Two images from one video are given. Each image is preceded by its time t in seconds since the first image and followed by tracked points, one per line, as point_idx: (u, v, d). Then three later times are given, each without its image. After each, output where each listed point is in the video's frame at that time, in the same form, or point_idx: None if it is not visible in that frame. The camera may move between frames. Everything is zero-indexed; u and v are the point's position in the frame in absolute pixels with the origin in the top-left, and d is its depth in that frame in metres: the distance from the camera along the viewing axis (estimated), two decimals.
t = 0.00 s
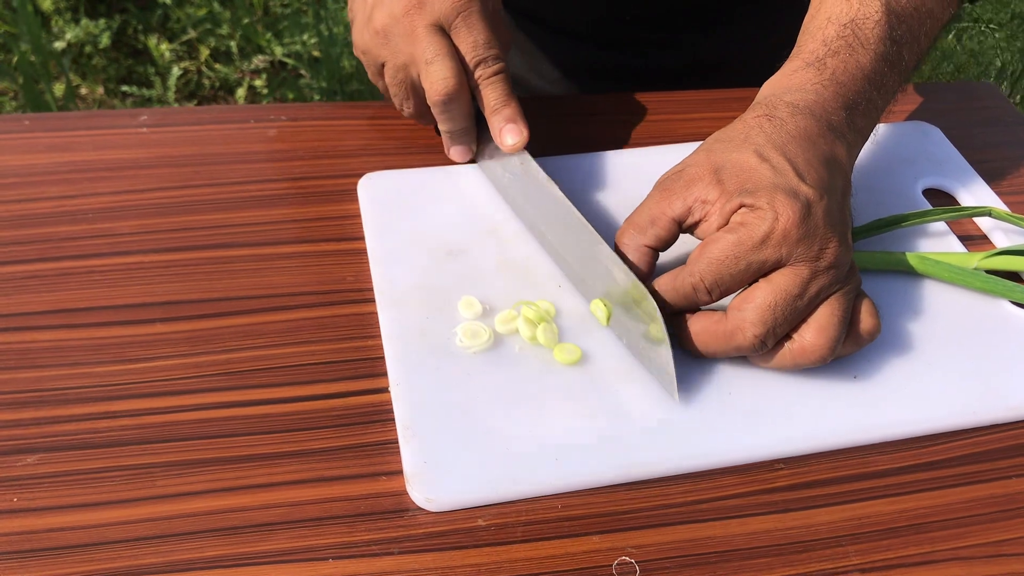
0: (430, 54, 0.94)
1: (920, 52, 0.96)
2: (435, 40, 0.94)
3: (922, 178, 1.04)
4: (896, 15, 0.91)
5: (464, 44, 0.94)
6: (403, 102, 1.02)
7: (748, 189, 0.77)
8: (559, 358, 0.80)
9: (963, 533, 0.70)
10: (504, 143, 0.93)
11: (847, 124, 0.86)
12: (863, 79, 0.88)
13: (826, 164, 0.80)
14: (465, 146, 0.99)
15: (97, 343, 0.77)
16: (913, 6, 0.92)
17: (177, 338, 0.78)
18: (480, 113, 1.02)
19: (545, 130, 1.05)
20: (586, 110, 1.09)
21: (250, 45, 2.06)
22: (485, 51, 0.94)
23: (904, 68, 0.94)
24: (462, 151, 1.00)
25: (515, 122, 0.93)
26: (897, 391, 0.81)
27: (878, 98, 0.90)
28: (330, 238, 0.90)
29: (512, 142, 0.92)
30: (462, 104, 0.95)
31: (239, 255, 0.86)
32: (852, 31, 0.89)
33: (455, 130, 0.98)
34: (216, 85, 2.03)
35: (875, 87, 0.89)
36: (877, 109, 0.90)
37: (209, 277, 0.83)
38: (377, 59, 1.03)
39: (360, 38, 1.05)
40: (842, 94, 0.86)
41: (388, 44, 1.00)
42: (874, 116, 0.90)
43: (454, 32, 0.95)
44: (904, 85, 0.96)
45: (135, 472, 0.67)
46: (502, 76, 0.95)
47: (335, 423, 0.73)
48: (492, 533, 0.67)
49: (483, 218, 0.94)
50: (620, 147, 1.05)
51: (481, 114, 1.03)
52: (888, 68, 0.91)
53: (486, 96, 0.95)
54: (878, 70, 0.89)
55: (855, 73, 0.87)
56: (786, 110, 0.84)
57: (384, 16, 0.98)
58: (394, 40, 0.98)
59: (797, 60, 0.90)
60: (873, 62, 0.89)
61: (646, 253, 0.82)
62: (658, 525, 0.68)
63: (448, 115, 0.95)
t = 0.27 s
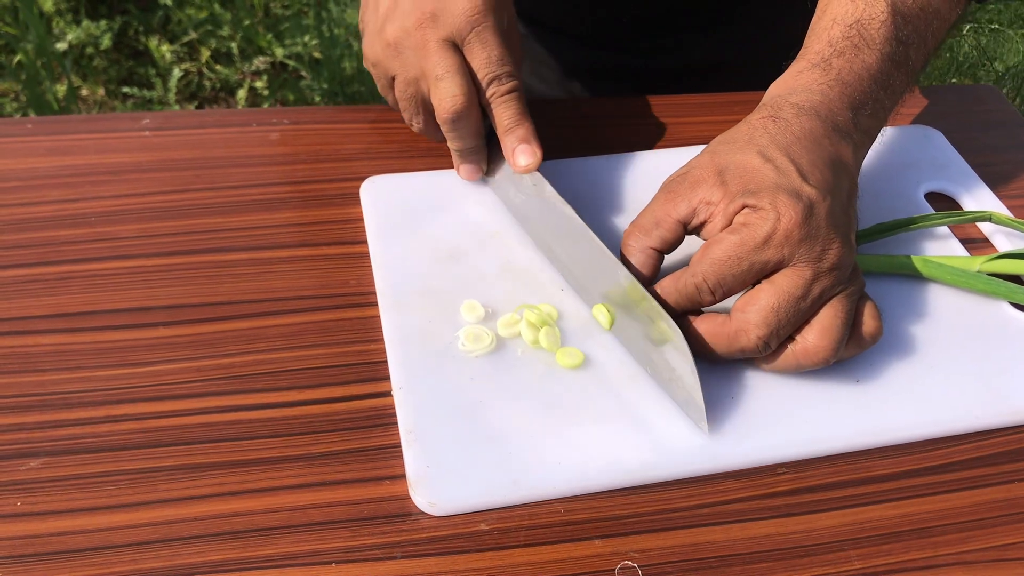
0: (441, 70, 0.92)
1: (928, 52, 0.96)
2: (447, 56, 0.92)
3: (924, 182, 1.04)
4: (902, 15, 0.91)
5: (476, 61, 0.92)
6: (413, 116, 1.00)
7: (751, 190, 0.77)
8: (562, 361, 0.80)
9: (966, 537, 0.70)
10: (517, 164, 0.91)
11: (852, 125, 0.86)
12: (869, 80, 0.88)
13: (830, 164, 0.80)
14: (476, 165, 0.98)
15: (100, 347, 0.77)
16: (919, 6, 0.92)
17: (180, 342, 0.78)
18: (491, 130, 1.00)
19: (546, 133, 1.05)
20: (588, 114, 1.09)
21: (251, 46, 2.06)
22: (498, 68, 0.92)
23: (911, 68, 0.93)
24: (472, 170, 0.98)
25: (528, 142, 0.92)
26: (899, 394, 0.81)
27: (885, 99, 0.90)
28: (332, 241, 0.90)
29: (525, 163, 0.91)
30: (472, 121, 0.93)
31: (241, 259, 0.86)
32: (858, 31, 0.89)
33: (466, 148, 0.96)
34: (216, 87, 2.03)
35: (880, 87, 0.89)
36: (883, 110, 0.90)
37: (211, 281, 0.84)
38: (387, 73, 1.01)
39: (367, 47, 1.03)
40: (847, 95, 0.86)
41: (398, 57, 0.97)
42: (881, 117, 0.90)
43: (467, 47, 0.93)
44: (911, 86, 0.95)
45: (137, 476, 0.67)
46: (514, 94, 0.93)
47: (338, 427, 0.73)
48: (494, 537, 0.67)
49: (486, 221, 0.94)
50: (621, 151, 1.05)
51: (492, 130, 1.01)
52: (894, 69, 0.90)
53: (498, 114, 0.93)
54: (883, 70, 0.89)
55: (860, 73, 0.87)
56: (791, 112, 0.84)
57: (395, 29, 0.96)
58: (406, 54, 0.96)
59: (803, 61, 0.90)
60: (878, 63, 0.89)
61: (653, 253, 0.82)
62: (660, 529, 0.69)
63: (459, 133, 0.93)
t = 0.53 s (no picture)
0: (406, 72, 0.93)
1: (934, 51, 0.96)
2: (412, 58, 0.93)
3: (925, 183, 1.04)
4: (908, 13, 0.91)
5: (440, 58, 0.91)
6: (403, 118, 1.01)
7: (755, 187, 0.77)
8: (562, 362, 0.80)
9: (966, 538, 0.70)
10: (488, 158, 0.89)
11: (858, 123, 0.85)
12: (874, 77, 0.88)
13: (835, 162, 0.80)
14: (469, 160, 0.98)
15: (100, 348, 0.77)
16: (925, 4, 0.92)
17: (180, 342, 0.78)
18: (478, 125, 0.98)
19: (547, 134, 1.05)
20: (588, 115, 1.09)
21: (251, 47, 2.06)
22: (461, 62, 0.90)
23: (917, 66, 0.93)
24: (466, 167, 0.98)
25: (494, 136, 0.89)
26: (899, 394, 0.81)
27: (891, 96, 0.90)
28: (333, 241, 0.90)
29: (495, 156, 0.89)
30: (443, 120, 0.93)
31: (241, 259, 0.86)
32: (863, 29, 0.89)
33: (449, 146, 0.96)
34: (217, 88, 2.04)
35: (886, 85, 0.89)
36: (889, 108, 0.90)
37: (211, 282, 0.84)
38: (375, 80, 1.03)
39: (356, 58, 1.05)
40: (852, 93, 0.86)
41: (377, 64, 0.99)
42: (887, 115, 0.90)
43: (432, 45, 0.92)
44: (916, 85, 0.95)
45: (137, 476, 0.67)
46: (481, 86, 0.90)
47: (338, 428, 0.73)
48: (494, 538, 0.67)
49: (486, 221, 0.94)
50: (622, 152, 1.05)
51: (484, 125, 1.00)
52: (900, 66, 0.90)
53: (465, 109, 0.91)
54: (889, 68, 0.89)
55: (865, 70, 0.87)
56: (797, 109, 0.84)
57: (370, 37, 0.98)
58: (381, 60, 0.98)
59: (809, 59, 0.90)
60: (884, 60, 0.89)
61: (658, 252, 0.82)
62: (660, 529, 0.68)
63: (433, 132, 0.93)
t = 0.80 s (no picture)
0: (436, 72, 0.92)
1: (931, 53, 0.96)
2: (442, 58, 0.92)
3: (925, 184, 1.04)
4: (906, 16, 0.91)
5: (470, 57, 0.91)
6: (424, 120, 1.00)
7: (754, 191, 0.78)
8: (562, 363, 0.80)
9: (966, 538, 0.71)
10: (523, 156, 0.89)
11: (856, 125, 0.86)
12: (872, 80, 0.88)
13: (834, 165, 0.80)
14: (492, 162, 0.98)
15: (100, 348, 0.77)
16: (923, 7, 0.93)
17: (180, 343, 0.78)
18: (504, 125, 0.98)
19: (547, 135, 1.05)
20: (589, 115, 1.09)
21: (252, 48, 2.06)
22: (493, 61, 0.90)
23: (915, 69, 0.94)
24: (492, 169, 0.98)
25: (531, 134, 0.89)
26: (899, 395, 0.81)
27: (888, 99, 0.90)
28: (333, 242, 0.90)
29: (530, 154, 0.89)
30: (473, 120, 0.92)
31: (242, 260, 0.86)
32: (861, 32, 0.90)
33: (477, 147, 0.96)
34: (217, 89, 2.04)
35: (884, 88, 0.89)
36: (887, 111, 0.90)
37: (212, 282, 0.84)
38: (393, 81, 1.03)
39: (372, 59, 1.05)
40: (851, 96, 0.86)
41: (400, 64, 0.99)
42: (885, 118, 0.90)
43: (462, 45, 0.92)
44: (914, 87, 0.96)
45: (138, 477, 0.68)
46: (514, 85, 0.91)
47: (339, 428, 0.73)
48: (494, 538, 0.68)
49: (487, 222, 0.94)
50: (622, 152, 1.05)
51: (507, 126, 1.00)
52: (898, 69, 0.91)
53: (498, 107, 0.91)
54: (887, 71, 0.89)
55: (863, 74, 0.88)
56: (794, 112, 0.84)
57: (394, 38, 0.98)
58: (406, 61, 0.98)
59: (807, 62, 0.90)
60: (882, 64, 0.89)
61: (657, 253, 0.82)
62: (660, 530, 0.69)
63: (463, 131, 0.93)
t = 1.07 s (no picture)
0: (453, 74, 0.91)
1: (927, 55, 0.96)
2: (458, 61, 0.91)
3: (923, 184, 1.04)
4: (901, 18, 0.91)
5: (487, 63, 0.91)
6: (432, 123, 1.00)
7: (750, 192, 0.78)
8: (560, 363, 0.80)
9: (963, 538, 0.71)
10: (532, 162, 0.88)
11: (851, 126, 0.86)
12: (868, 82, 0.88)
13: (829, 166, 0.81)
14: (497, 169, 0.97)
15: (100, 349, 0.77)
16: (918, 8, 0.93)
17: (180, 343, 0.78)
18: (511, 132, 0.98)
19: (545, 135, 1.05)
20: (586, 115, 1.09)
21: (252, 49, 2.07)
22: (509, 67, 0.90)
23: (910, 70, 0.94)
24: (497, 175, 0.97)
25: (543, 141, 0.89)
26: (898, 395, 0.81)
27: (884, 101, 0.91)
28: (332, 243, 0.90)
29: (540, 161, 0.88)
30: (487, 124, 0.91)
31: (242, 261, 0.87)
32: (857, 33, 0.90)
33: (485, 152, 0.95)
34: (217, 91, 2.05)
35: (880, 89, 0.90)
36: (882, 112, 0.91)
37: (211, 283, 0.84)
38: (403, 84, 1.01)
39: (382, 61, 1.03)
40: (846, 97, 0.86)
41: (412, 66, 0.97)
42: (880, 119, 0.91)
43: (478, 50, 0.91)
44: (910, 88, 0.96)
45: (138, 477, 0.68)
46: (528, 92, 0.90)
47: (338, 428, 0.73)
48: (492, 538, 0.68)
49: (486, 223, 0.94)
50: (620, 152, 1.05)
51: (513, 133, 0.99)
52: (893, 71, 0.91)
53: (511, 114, 0.91)
54: (882, 72, 0.90)
55: (858, 75, 0.88)
56: (790, 113, 0.84)
57: (407, 39, 0.96)
58: (419, 63, 0.96)
59: (802, 63, 0.90)
60: (877, 65, 0.89)
61: (654, 255, 0.82)
62: (658, 530, 0.69)
63: (474, 135, 0.92)
